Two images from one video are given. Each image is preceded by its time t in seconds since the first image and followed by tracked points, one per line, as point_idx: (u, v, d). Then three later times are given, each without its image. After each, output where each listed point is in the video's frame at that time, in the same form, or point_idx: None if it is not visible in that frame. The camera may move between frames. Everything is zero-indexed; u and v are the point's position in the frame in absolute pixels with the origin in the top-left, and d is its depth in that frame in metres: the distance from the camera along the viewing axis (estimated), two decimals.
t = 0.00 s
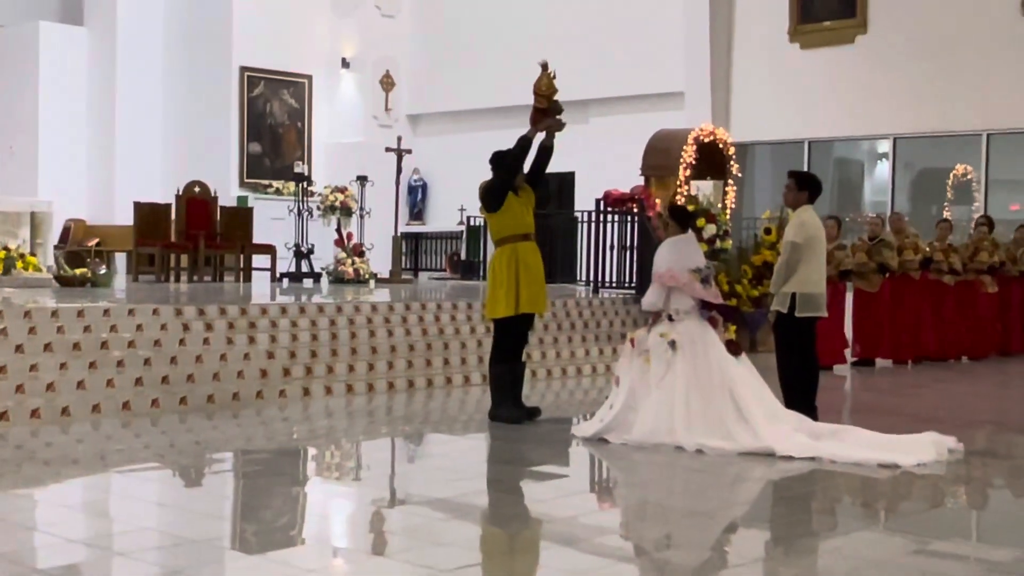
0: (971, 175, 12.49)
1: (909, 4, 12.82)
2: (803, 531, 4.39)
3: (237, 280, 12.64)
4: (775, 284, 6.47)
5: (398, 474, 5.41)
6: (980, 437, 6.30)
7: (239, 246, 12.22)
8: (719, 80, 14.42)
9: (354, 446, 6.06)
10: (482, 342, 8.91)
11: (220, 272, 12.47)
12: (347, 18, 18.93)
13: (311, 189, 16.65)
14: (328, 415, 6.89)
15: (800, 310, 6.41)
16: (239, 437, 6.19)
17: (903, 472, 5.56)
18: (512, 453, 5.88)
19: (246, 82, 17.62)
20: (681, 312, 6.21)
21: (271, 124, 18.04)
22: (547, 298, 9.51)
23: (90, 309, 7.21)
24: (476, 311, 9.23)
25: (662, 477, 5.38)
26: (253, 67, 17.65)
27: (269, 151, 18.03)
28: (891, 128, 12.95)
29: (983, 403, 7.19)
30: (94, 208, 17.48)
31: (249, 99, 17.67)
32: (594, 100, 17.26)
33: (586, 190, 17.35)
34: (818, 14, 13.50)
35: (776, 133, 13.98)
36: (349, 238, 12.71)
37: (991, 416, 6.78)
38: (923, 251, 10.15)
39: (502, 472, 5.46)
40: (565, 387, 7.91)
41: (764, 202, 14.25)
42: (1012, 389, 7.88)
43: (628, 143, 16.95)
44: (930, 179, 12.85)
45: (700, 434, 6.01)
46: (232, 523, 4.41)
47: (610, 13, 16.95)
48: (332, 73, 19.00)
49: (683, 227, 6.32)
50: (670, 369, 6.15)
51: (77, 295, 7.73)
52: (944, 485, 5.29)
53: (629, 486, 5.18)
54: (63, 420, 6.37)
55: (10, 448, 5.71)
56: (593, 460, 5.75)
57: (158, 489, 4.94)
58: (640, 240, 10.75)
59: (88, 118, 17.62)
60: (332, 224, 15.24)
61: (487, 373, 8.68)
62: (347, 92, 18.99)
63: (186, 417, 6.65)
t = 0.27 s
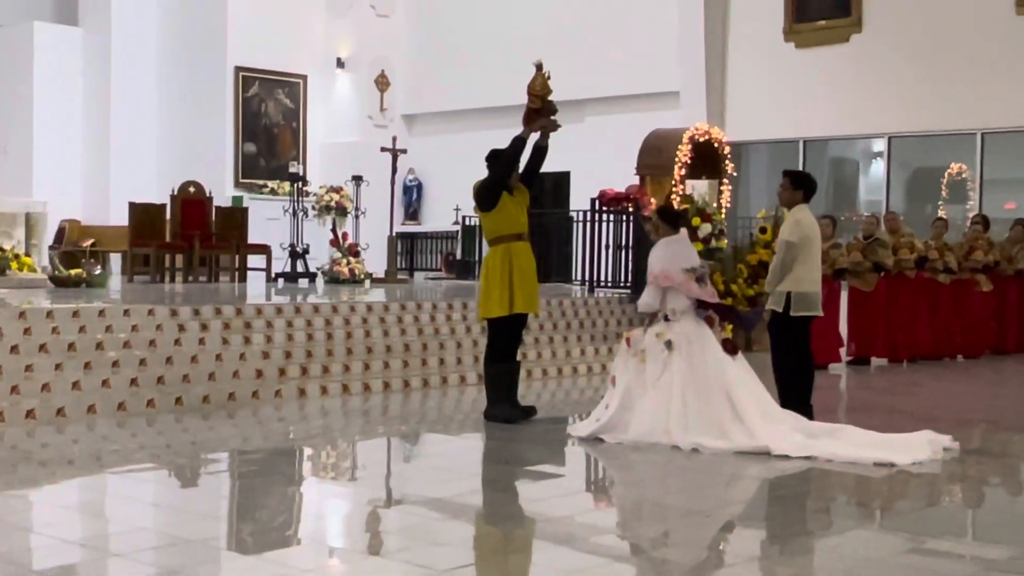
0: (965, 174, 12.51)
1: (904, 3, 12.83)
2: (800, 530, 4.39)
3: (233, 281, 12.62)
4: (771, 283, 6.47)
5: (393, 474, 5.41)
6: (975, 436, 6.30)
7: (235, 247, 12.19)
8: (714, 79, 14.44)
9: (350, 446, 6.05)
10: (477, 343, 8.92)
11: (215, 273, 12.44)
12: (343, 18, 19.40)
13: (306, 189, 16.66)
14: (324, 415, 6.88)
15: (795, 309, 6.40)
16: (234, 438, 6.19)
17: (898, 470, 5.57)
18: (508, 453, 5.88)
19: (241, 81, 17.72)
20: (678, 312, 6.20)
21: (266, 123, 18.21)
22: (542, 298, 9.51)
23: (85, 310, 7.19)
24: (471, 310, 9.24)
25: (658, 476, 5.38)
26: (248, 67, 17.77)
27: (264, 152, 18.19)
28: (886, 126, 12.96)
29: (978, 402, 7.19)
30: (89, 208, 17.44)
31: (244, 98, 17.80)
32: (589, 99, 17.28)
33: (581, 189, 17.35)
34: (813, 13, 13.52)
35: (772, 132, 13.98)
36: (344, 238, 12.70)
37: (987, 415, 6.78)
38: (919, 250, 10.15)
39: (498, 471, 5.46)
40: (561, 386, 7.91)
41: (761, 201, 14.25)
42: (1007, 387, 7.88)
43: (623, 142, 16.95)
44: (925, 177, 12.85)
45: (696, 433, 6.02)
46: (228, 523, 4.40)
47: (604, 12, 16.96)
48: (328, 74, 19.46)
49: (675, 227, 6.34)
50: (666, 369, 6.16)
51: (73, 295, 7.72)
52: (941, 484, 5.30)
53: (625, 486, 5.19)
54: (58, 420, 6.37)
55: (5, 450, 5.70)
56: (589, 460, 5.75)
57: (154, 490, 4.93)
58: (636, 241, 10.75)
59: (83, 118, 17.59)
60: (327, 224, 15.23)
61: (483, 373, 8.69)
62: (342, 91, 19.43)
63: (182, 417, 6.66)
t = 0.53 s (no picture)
0: (958, 174, 12.73)
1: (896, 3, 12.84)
2: (792, 529, 4.41)
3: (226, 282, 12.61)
4: (763, 284, 6.53)
5: (386, 475, 5.41)
6: (967, 435, 6.32)
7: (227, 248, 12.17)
8: (707, 80, 14.44)
9: (343, 447, 6.06)
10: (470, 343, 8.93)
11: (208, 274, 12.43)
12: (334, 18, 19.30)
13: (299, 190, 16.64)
14: (317, 416, 6.89)
15: (788, 309, 6.48)
16: (227, 439, 6.19)
17: (889, 469, 5.59)
18: (501, 453, 5.89)
19: (234, 84, 17.63)
20: (671, 313, 6.24)
21: (259, 126, 18.16)
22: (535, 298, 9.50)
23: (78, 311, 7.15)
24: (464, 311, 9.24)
25: (652, 476, 5.39)
26: (240, 68, 17.68)
27: (257, 152, 18.13)
28: (879, 126, 12.98)
29: (971, 401, 7.20)
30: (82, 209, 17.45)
31: (237, 100, 17.68)
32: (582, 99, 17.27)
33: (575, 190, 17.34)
34: (805, 14, 13.55)
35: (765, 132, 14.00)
36: (338, 239, 12.70)
37: (978, 414, 6.80)
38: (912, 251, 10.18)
39: (490, 472, 5.47)
40: (554, 386, 7.92)
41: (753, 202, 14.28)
42: (999, 386, 7.90)
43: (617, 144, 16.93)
44: (917, 177, 13.05)
45: (690, 434, 6.04)
46: (222, 525, 4.40)
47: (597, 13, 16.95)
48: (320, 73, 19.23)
49: (666, 229, 6.40)
50: (660, 370, 6.18)
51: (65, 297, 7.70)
52: (933, 483, 5.32)
53: (619, 486, 5.19)
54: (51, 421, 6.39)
55: None
56: (582, 460, 5.76)
57: (147, 492, 4.93)
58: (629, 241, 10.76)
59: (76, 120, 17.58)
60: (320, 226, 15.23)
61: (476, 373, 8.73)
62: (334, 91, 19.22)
63: (174, 419, 6.68)
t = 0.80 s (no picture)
0: (944, 171, 12.60)
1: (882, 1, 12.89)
2: (780, 525, 4.42)
3: (212, 281, 12.55)
4: (751, 281, 6.49)
5: (374, 473, 5.41)
6: (952, 431, 6.35)
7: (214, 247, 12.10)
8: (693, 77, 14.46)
9: (331, 445, 6.05)
10: (457, 342, 8.94)
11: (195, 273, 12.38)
12: (321, 17, 19.10)
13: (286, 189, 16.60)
14: (304, 415, 6.87)
15: (777, 306, 6.43)
16: (214, 438, 6.17)
17: (876, 465, 5.62)
18: (489, 451, 5.89)
19: (220, 81, 17.63)
20: (658, 312, 6.24)
21: (245, 123, 18.10)
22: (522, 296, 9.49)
23: (62, 310, 6.99)
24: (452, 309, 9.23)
25: (641, 474, 5.40)
26: (227, 67, 17.67)
27: (244, 150, 18.09)
28: (866, 124, 13.02)
29: (956, 397, 7.24)
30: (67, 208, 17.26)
31: (223, 97, 17.70)
32: (569, 98, 17.30)
33: (562, 188, 17.36)
34: (792, 12, 13.61)
35: (752, 129, 14.02)
36: (325, 238, 12.67)
37: (963, 410, 6.83)
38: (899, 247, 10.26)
39: (479, 470, 5.47)
40: (542, 384, 7.93)
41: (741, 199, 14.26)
42: (984, 383, 7.94)
43: (603, 142, 16.97)
44: (903, 175, 12.95)
45: (677, 431, 6.05)
46: (210, 524, 4.38)
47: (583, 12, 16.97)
48: (308, 74, 19.14)
49: (651, 228, 6.38)
50: (647, 368, 6.18)
51: (51, 296, 7.64)
52: (920, 479, 5.34)
53: (607, 483, 5.20)
54: (37, 422, 6.39)
55: None
56: (570, 458, 5.76)
57: (134, 491, 4.91)
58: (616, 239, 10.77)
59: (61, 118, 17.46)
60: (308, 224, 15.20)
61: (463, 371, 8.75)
62: (323, 91, 19.13)
63: (161, 418, 6.67)
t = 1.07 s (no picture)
0: (930, 174, 12.63)
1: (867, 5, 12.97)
2: (770, 527, 4.43)
3: (200, 284, 12.54)
4: (738, 283, 6.51)
5: (362, 476, 5.41)
6: (939, 432, 6.37)
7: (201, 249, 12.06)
8: (681, 82, 14.57)
9: (319, 448, 6.04)
10: (446, 344, 8.96)
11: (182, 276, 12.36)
12: (308, 19, 19.19)
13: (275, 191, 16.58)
14: (293, 418, 6.86)
15: (764, 308, 6.45)
16: (200, 442, 6.15)
17: (864, 466, 5.63)
18: (477, 454, 5.89)
19: (207, 84, 17.71)
20: (646, 314, 6.26)
21: (232, 126, 18.20)
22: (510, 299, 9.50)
23: (50, 314, 7.03)
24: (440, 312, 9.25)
25: (629, 476, 5.40)
26: (214, 70, 17.77)
27: (231, 154, 18.21)
28: (853, 125, 13.08)
29: (942, 398, 7.28)
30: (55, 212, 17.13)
31: (211, 101, 17.80)
32: (555, 101, 17.35)
33: (549, 190, 17.39)
34: (777, 16, 13.72)
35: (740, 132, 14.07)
36: (313, 241, 12.64)
37: (949, 411, 6.85)
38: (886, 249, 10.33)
39: (467, 473, 5.47)
40: (529, 386, 7.94)
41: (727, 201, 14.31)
42: (969, 383, 7.97)
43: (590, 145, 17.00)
44: (891, 177, 12.98)
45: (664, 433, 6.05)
46: (199, 528, 4.37)
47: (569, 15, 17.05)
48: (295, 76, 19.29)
49: (637, 230, 6.41)
50: (635, 371, 6.19)
51: (39, 300, 7.62)
52: (908, 480, 5.35)
53: (596, 485, 5.20)
54: (23, 426, 6.34)
55: None
56: (558, 460, 5.76)
57: (122, 495, 4.90)
58: (603, 241, 10.78)
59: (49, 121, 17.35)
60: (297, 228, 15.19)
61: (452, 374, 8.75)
62: (309, 92, 19.30)
63: (148, 422, 6.64)
